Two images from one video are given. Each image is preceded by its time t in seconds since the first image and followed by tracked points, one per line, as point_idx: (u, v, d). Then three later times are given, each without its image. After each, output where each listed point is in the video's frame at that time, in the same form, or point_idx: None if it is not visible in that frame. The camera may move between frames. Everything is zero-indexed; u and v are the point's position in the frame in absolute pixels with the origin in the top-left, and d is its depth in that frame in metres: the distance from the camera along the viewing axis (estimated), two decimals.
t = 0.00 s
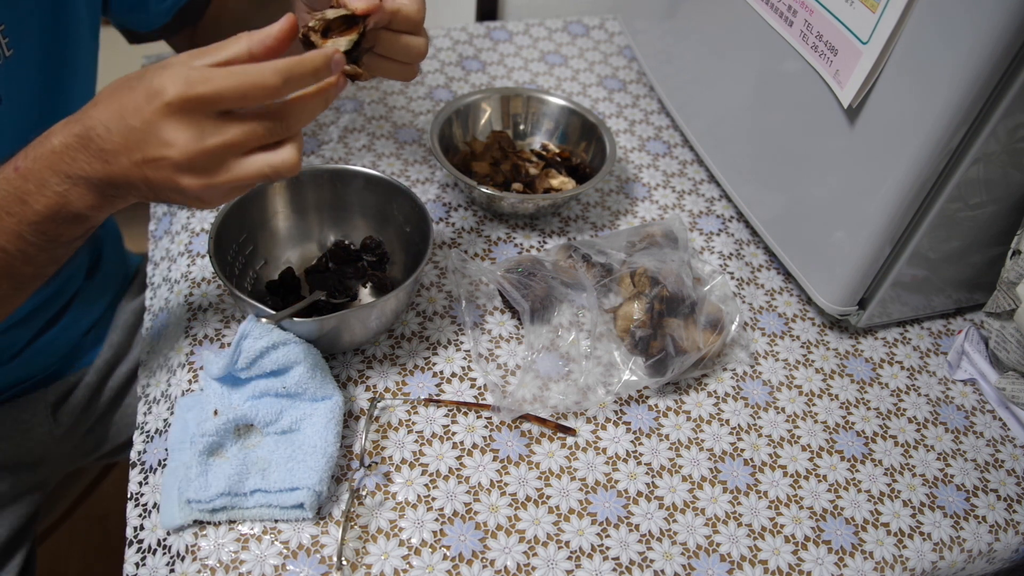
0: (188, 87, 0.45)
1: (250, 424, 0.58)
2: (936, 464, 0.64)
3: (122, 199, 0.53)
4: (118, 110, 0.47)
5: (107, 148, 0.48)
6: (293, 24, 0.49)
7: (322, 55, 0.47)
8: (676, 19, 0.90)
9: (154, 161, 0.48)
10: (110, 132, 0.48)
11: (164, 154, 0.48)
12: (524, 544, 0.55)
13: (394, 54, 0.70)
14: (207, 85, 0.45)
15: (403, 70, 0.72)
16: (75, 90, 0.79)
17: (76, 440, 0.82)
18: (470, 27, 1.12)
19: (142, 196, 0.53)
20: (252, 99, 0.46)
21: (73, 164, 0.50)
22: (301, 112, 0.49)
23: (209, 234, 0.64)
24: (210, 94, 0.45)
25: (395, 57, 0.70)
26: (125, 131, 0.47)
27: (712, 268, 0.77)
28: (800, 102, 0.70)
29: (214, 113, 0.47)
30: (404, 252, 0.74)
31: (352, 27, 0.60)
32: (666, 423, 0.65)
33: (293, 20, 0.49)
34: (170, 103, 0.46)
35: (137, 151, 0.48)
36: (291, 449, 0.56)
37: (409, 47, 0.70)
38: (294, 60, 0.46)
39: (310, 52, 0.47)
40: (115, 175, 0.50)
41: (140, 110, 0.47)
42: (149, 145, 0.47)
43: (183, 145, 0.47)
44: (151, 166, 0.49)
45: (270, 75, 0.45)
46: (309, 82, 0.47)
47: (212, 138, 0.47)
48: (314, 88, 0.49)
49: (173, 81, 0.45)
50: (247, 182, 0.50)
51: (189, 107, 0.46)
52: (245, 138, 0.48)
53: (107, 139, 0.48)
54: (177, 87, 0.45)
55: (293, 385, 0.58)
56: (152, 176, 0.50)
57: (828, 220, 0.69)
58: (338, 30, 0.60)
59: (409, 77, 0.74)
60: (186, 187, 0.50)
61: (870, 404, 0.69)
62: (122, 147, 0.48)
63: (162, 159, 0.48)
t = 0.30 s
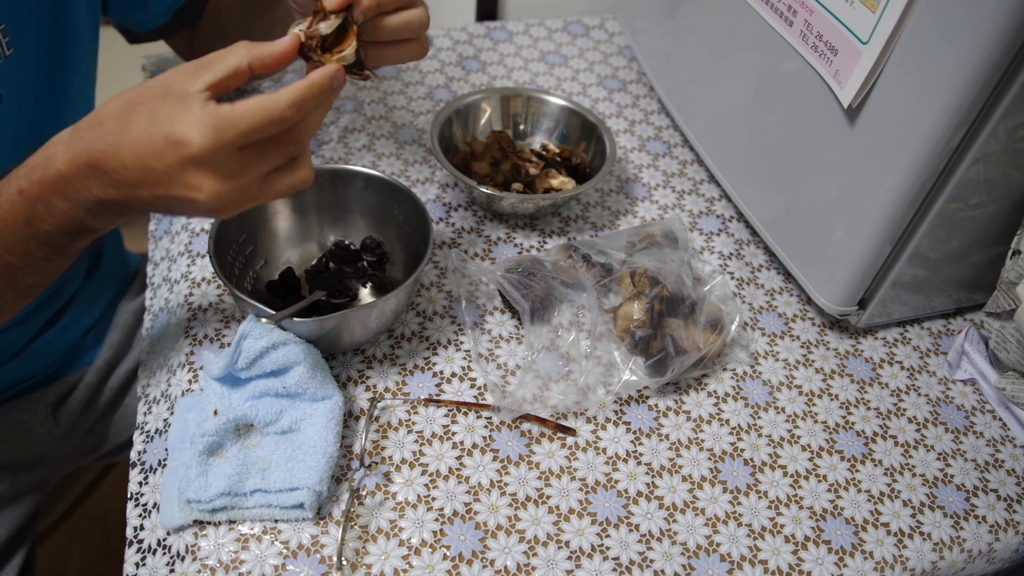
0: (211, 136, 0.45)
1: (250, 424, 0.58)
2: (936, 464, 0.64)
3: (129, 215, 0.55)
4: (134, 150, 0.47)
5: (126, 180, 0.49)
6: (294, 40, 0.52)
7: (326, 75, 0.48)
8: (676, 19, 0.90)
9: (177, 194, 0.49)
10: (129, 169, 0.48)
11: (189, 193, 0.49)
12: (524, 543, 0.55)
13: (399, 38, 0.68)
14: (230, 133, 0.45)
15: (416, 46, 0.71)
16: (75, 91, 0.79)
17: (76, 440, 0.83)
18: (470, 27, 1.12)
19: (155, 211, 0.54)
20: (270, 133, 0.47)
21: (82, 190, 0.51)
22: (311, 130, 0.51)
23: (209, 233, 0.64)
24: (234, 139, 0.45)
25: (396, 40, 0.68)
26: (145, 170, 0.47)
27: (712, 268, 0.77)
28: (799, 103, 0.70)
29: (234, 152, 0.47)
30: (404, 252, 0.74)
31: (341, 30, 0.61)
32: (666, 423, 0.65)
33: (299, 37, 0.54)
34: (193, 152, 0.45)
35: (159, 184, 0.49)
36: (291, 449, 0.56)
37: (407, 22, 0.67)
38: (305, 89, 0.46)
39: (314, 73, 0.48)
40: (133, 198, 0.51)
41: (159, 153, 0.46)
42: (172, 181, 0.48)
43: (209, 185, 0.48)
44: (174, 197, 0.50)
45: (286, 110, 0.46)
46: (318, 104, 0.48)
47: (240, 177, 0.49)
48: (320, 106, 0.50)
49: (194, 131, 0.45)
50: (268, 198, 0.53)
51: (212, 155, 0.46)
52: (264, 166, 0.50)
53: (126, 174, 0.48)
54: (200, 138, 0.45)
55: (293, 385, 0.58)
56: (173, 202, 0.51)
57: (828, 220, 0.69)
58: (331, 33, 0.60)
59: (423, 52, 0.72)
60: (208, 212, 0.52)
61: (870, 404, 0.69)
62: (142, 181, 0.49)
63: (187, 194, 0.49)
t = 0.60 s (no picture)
0: (240, 177, 0.47)
1: (250, 424, 0.58)
2: (936, 464, 0.64)
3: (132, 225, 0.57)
4: (155, 186, 0.48)
5: (144, 207, 0.51)
6: (286, 44, 0.53)
7: (327, 90, 0.50)
8: (676, 19, 0.90)
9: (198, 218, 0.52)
10: (151, 200, 0.50)
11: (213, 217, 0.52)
12: (524, 544, 0.55)
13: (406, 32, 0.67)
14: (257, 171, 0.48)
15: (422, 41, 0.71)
16: (74, 91, 0.79)
17: (76, 440, 0.83)
18: (470, 27, 1.12)
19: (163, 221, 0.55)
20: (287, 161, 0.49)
21: (91, 210, 0.53)
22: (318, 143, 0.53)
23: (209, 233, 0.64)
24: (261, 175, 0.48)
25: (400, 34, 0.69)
26: (167, 202, 0.50)
27: (712, 268, 0.77)
28: (799, 104, 0.70)
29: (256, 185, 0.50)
30: (404, 252, 0.74)
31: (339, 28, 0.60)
32: (666, 423, 0.65)
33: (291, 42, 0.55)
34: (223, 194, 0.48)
35: (180, 210, 0.51)
36: (291, 449, 0.56)
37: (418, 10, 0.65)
38: (315, 113, 0.49)
39: (315, 88, 0.50)
40: (148, 216, 0.53)
41: (183, 190, 0.48)
42: (197, 210, 0.51)
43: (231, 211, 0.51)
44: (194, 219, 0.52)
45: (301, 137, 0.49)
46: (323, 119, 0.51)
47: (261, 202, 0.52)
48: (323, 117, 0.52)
49: (221, 175, 0.47)
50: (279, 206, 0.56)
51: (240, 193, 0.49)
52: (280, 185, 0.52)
53: (144, 202, 0.50)
54: (229, 181, 0.47)
55: (293, 385, 0.58)
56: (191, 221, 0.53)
57: (828, 220, 0.69)
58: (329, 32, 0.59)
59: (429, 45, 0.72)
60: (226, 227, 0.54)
61: (870, 404, 0.69)
62: (163, 208, 0.51)
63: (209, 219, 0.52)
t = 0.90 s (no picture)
0: (237, 176, 0.47)
1: (250, 424, 0.58)
2: (936, 464, 0.64)
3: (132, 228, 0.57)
4: (152, 187, 0.48)
5: (142, 208, 0.51)
6: (287, 49, 0.53)
7: (325, 90, 0.50)
8: (676, 18, 0.90)
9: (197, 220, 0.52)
10: (148, 201, 0.49)
11: (212, 219, 0.51)
12: (524, 544, 0.55)
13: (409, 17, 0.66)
14: (254, 169, 0.47)
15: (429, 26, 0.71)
16: (75, 92, 0.79)
17: (76, 440, 0.83)
18: (470, 27, 1.12)
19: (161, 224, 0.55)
20: (285, 160, 0.49)
21: (88, 212, 0.53)
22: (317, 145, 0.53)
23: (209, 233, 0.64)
24: (257, 174, 0.48)
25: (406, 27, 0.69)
26: (164, 203, 0.49)
27: (712, 268, 0.77)
28: (800, 104, 0.70)
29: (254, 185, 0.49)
30: (404, 252, 0.74)
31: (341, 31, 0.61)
32: (666, 423, 0.65)
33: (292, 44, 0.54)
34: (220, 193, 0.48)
35: (177, 212, 0.51)
36: (291, 449, 0.56)
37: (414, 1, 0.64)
38: (312, 112, 0.49)
39: (313, 88, 0.50)
40: (146, 219, 0.53)
41: (180, 190, 0.48)
42: (195, 211, 0.50)
43: (229, 213, 0.51)
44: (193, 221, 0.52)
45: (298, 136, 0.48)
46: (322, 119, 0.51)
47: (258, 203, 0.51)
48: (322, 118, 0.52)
49: (218, 173, 0.47)
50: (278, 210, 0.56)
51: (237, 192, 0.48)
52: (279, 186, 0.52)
53: (142, 203, 0.50)
54: (226, 180, 0.47)
55: (293, 385, 0.58)
56: (190, 224, 0.53)
57: (828, 220, 0.69)
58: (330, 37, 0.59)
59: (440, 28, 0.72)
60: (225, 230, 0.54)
61: (870, 404, 0.69)
62: (161, 209, 0.50)
63: (208, 221, 0.52)
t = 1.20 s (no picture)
0: (227, 164, 0.46)
1: (250, 425, 0.58)
2: (936, 464, 0.64)
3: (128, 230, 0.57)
4: (144, 180, 0.48)
5: (135, 205, 0.50)
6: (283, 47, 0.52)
7: (320, 80, 0.48)
8: (676, 18, 0.90)
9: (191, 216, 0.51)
10: (140, 197, 0.49)
11: (205, 213, 0.51)
12: (524, 544, 0.55)
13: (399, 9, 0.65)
14: (244, 157, 0.46)
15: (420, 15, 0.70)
16: (75, 91, 0.79)
17: (77, 440, 0.83)
18: (470, 27, 1.12)
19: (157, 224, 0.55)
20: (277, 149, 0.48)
21: (81, 212, 0.53)
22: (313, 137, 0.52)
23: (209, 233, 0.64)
24: (248, 162, 0.47)
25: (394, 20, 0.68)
26: (157, 197, 0.49)
27: (712, 268, 0.77)
28: (800, 103, 0.70)
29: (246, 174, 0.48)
30: (404, 252, 0.74)
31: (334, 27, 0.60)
32: (666, 423, 0.65)
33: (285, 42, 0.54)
34: (211, 183, 0.47)
35: (171, 208, 0.50)
36: (291, 449, 0.56)
37: None
38: (304, 100, 0.47)
39: (308, 79, 0.48)
40: (142, 218, 0.53)
41: (172, 183, 0.48)
42: (189, 205, 0.50)
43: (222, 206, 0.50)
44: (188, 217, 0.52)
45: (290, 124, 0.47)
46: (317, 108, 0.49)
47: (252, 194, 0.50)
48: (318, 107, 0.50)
49: (208, 162, 0.46)
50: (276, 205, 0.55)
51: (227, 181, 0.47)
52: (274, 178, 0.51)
53: (134, 199, 0.50)
54: (216, 168, 0.46)
55: (293, 385, 0.58)
56: (185, 220, 0.52)
57: (828, 220, 0.69)
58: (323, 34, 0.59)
59: (431, 12, 0.70)
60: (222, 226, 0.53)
61: (870, 404, 0.69)
62: (154, 205, 0.50)
63: (202, 216, 0.51)
